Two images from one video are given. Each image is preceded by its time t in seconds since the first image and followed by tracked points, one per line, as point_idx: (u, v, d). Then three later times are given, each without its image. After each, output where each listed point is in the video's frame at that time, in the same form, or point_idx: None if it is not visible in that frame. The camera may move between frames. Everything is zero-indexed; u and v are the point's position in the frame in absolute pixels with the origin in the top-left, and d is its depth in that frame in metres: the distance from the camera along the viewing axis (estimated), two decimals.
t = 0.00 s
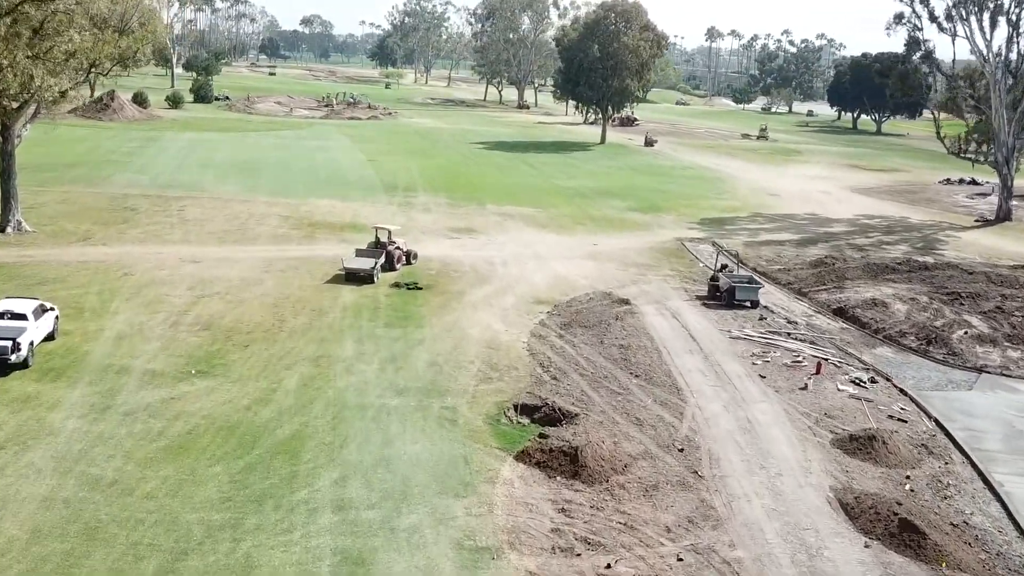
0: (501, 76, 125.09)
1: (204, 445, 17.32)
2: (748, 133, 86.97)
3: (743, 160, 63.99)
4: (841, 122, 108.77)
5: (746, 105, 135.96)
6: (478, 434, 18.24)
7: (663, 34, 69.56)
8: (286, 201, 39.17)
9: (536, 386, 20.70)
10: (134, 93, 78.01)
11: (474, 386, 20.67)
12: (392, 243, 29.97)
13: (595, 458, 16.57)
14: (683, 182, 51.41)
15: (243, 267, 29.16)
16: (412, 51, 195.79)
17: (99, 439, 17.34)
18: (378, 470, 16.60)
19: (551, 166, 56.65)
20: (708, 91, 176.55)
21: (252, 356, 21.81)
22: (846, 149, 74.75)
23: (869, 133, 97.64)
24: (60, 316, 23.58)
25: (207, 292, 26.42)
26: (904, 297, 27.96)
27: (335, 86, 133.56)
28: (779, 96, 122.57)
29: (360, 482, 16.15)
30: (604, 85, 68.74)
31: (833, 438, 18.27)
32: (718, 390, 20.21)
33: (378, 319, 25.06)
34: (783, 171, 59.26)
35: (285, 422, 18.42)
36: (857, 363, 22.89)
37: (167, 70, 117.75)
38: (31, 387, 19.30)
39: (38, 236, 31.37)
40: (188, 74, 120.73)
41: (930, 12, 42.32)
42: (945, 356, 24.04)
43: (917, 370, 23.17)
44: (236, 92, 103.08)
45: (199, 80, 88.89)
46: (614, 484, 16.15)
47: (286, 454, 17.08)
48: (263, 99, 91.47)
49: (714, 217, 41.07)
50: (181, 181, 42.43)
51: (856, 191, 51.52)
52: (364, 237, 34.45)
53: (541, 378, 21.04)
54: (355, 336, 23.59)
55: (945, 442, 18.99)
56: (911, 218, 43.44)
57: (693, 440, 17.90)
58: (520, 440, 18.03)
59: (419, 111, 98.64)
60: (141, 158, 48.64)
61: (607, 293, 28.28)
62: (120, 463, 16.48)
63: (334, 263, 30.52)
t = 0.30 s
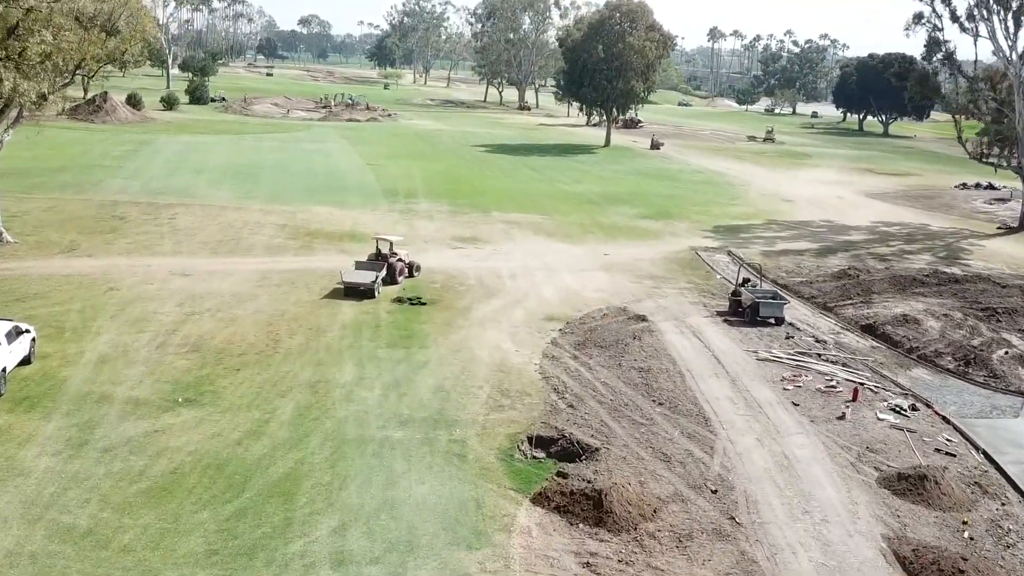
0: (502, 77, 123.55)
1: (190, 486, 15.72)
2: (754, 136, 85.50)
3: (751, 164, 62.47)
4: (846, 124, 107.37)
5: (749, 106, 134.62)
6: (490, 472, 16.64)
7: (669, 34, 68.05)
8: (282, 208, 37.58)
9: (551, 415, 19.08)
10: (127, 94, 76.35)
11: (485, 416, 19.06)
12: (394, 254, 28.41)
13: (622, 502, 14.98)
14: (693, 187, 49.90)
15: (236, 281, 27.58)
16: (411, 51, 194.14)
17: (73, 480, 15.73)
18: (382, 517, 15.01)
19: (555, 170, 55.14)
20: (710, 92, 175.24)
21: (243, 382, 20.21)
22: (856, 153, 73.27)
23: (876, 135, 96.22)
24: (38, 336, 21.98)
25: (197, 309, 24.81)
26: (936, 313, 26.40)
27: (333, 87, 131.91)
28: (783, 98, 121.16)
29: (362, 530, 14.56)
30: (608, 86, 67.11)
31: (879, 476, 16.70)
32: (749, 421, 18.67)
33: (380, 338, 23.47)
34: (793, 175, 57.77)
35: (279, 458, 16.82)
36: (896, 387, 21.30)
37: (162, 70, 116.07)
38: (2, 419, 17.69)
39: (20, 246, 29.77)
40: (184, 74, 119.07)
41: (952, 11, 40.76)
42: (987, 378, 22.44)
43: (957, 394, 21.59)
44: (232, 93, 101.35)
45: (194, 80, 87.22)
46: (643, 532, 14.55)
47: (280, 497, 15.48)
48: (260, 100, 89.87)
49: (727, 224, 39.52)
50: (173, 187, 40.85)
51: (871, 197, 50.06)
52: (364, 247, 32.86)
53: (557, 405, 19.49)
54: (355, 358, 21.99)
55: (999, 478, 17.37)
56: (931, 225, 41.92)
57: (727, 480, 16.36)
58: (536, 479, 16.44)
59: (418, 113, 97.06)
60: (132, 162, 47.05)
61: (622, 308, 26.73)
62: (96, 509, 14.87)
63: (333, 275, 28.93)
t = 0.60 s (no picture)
0: (502, 78, 122.03)
1: (171, 542, 14.00)
2: (761, 138, 83.88)
3: (761, 167, 60.86)
4: (852, 125, 105.89)
5: (753, 107, 133.13)
6: (506, 522, 14.93)
7: (675, 34, 66.44)
8: (278, 217, 35.89)
9: (570, 451, 17.38)
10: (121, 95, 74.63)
11: (497, 453, 17.34)
12: (397, 269, 26.73)
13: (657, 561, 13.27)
14: (703, 193, 48.27)
15: (227, 297, 25.86)
16: (409, 52, 192.52)
17: (39, 535, 14.00)
18: None
19: (560, 174, 53.48)
20: (711, 93, 173.82)
21: (233, 415, 18.49)
22: (866, 156, 71.69)
23: (883, 137, 94.73)
24: (11, 363, 20.27)
25: (185, 330, 23.10)
26: (976, 333, 24.70)
27: (331, 88, 130.24)
28: (788, 99, 119.64)
29: None
30: (614, 87, 65.22)
31: (938, 525, 14.98)
32: (790, 461, 16.98)
33: (382, 362, 21.76)
34: (805, 179, 56.16)
35: (271, 506, 15.10)
36: (943, 417, 19.58)
37: (157, 71, 114.26)
38: None
39: None
40: (180, 75, 117.34)
41: (977, 11, 39.19)
42: None
43: (1007, 423, 19.88)
44: (228, 94, 99.67)
45: (190, 82, 85.53)
46: None
47: (271, 555, 13.77)
48: (257, 102, 88.20)
49: (743, 232, 37.86)
50: (164, 193, 39.12)
51: (887, 202, 48.46)
52: (364, 258, 31.17)
53: (577, 441, 17.79)
54: (355, 385, 20.28)
55: None
56: (954, 233, 40.31)
57: (770, 531, 14.67)
58: (558, 530, 14.72)
59: (418, 115, 95.45)
60: (123, 167, 45.34)
61: (640, 327, 25.06)
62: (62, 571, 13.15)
63: (331, 291, 27.23)
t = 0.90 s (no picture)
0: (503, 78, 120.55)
1: None
2: (767, 139, 82.41)
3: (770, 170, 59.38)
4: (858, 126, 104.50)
5: (756, 108, 131.76)
6: None
7: (682, 34, 64.97)
8: (274, 225, 34.35)
9: (592, 491, 15.86)
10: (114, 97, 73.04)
11: (512, 492, 15.82)
12: (399, 282, 25.20)
13: None
14: (714, 197, 46.81)
15: (219, 313, 24.31)
16: (408, 52, 190.96)
17: None
18: None
19: (565, 177, 52.00)
20: (713, 93, 172.39)
21: (223, 448, 16.95)
22: (876, 158, 70.28)
23: (891, 139, 93.31)
24: None
25: (173, 350, 21.55)
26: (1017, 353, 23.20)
27: (329, 88, 128.59)
28: (793, 99, 118.19)
29: None
30: (619, 89, 63.86)
31: None
32: (833, 503, 15.48)
33: (384, 386, 20.22)
34: (816, 182, 54.71)
35: (263, 558, 13.57)
36: (994, 448, 18.05)
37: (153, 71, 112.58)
38: None
39: None
40: (176, 76, 115.71)
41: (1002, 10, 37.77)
42: None
43: None
44: (224, 95, 98.06)
45: (186, 82, 83.97)
46: None
47: None
48: (254, 102, 86.66)
49: (758, 240, 36.37)
50: (156, 200, 37.55)
51: (904, 207, 47.00)
52: (364, 269, 29.63)
53: (599, 479, 16.28)
54: (355, 413, 18.73)
55: None
56: (976, 241, 38.85)
57: None
58: None
59: (418, 116, 93.93)
60: (114, 171, 43.77)
61: (658, 345, 23.54)
62: None
63: (329, 305, 25.68)
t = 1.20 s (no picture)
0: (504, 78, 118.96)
1: None
2: (774, 141, 80.91)
3: (780, 174, 57.88)
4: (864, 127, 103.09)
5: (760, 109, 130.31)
6: None
7: (689, 33, 63.33)
8: (271, 234, 32.79)
9: (619, 540, 14.32)
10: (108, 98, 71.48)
11: (531, 542, 14.26)
12: (402, 299, 23.67)
13: None
14: (725, 203, 45.28)
15: (211, 333, 22.75)
16: (407, 52, 189.44)
17: None
18: None
19: (571, 182, 50.49)
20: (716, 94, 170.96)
21: (211, 489, 15.39)
22: (887, 161, 68.83)
23: (898, 140, 91.85)
24: None
25: (159, 375, 20.00)
26: None
27: (327, 89, 126.94)
28: (798, 100, 116.72)
29: None
30: (624, 90, 62.31)
31: None
32: (888, 555, 13.94)
33: (387, 415, 18.66)
34: (828, 186, 53.22)
35: None
36: None
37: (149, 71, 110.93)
38: None
39: None
40: (172, 76, 114.09)
41: None
42: None
43: None
44: (221, 96, 96.40)
45: (181, 83, 82.35)
46: None
47: None
48: (251, 103, 85.01)
49: (776, 249, 34.89)
50: (147, 207, 35.99)
51: (922, 213, 45.50)
52: (365, 282, 28.08)
53: (626, 526, 14.74)
54: (356, 448, 17.17)
55: None
56: (1001, 249, 37.37)
57: None
58: None
59: (418, 117, 92.39)
60: (104, 175, 42.18)
61: (681, 367, 21.98)
62: None
63: (328, 323, 24.12)
